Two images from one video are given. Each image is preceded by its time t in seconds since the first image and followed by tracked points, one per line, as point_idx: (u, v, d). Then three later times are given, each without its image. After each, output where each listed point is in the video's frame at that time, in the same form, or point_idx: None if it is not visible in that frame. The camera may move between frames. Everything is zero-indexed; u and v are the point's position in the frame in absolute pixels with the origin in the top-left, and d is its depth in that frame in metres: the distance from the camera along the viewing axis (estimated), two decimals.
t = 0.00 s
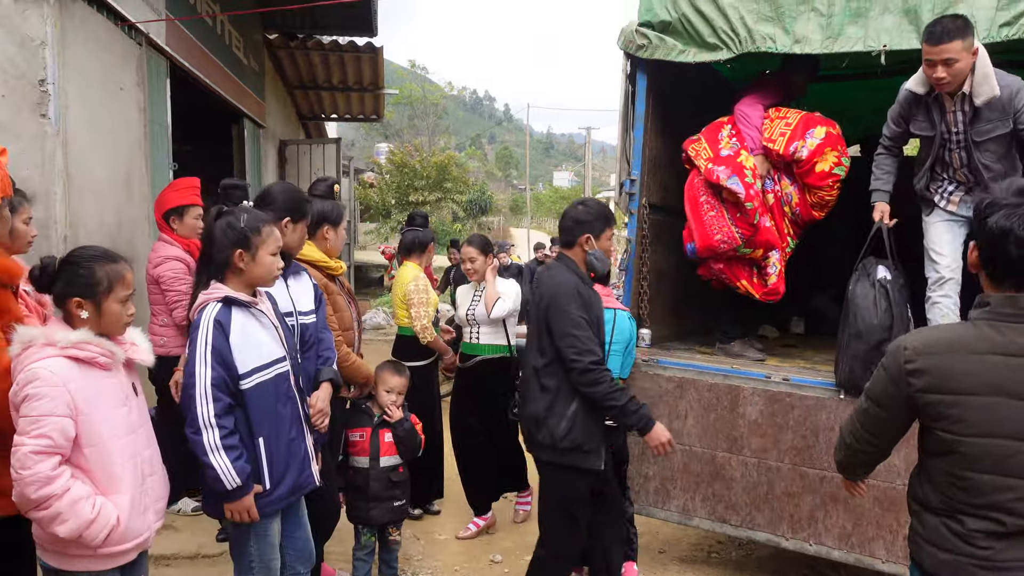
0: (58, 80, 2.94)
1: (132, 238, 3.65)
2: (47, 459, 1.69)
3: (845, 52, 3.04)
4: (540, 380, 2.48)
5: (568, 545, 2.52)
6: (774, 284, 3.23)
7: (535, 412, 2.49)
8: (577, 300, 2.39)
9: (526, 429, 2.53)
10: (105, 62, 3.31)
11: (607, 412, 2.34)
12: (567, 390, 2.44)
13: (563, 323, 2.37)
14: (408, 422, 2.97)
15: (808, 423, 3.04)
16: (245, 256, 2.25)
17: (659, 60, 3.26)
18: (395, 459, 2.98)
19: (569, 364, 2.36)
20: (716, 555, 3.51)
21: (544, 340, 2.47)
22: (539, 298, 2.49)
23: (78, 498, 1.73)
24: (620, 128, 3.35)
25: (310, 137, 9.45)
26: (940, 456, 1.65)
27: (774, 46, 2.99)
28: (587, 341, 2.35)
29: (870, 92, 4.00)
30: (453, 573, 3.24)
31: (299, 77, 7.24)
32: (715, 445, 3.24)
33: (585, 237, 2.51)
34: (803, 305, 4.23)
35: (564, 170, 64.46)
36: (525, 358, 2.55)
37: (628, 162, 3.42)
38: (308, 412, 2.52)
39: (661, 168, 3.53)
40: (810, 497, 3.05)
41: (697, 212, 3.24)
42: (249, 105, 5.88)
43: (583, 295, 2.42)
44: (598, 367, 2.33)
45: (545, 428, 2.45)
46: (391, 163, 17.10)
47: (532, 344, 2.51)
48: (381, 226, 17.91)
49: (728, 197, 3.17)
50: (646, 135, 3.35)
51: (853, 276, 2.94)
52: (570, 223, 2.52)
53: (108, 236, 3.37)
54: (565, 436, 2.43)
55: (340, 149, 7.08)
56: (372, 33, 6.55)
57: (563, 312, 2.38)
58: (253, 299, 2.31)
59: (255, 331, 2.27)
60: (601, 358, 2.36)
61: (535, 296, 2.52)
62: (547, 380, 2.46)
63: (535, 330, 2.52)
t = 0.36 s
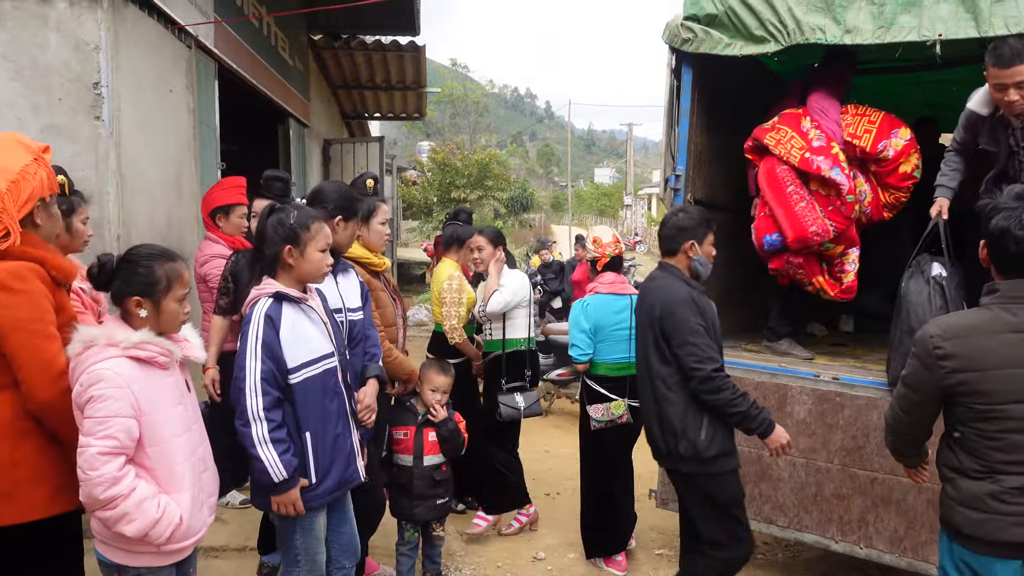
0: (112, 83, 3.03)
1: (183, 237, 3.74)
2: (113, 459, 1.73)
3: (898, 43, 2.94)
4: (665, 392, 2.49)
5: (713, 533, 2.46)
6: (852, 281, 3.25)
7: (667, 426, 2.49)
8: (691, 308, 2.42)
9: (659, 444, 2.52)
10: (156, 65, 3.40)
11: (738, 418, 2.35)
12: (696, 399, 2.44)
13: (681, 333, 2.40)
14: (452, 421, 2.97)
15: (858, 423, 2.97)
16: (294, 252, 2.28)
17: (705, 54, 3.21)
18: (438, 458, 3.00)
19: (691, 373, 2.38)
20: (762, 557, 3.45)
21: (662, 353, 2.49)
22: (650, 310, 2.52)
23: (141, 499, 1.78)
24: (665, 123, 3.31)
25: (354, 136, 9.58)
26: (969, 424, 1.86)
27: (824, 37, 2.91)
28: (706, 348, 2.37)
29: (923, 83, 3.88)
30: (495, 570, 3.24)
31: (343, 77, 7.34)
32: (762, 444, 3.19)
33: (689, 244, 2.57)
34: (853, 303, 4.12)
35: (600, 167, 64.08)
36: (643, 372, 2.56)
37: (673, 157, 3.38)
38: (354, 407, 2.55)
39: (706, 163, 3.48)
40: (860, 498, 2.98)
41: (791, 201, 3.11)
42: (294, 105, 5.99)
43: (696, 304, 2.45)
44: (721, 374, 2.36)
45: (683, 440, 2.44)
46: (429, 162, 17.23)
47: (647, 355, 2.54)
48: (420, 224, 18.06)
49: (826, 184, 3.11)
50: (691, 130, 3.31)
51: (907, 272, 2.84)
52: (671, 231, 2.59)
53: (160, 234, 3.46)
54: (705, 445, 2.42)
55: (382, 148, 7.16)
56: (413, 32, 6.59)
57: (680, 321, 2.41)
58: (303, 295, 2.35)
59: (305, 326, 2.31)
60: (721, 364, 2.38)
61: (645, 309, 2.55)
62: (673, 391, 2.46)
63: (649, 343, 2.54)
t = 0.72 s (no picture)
0: (146, 76, 3.07)
1: (213, 230, 3.78)
2: (158, 452, 1.76)
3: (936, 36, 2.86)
4: (747, 394, 2.47)
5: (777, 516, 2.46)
6: (922, 267, 3.21)
7: (746, 427, 2.47)
8: (783, 308, 2.41)
9: (737, 445, 2.49)
10: (188, 58, 3.44)
11: (820, 422, 2.36)
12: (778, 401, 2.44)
13: (771, 333, 2.38)
14: (476, 417, 2.98)
15: (890, 424, 2.92)
16: (325, 245, 2.29)
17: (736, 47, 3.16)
18: (462, 453, 3.01)
19: (779, 375, 2.36)
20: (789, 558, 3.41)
21: (745, 354, 2.47)
22: (737, 308, 2.49)
23: (182, 491, 1.80)
24: (695, 118, 3.28)
25: (381, 130, 9.63)
26: None
27: (859, 31, 2.85)
28: (794, 350, 2.36)
29: (960, 77, 3.79)
30: (519, 565, 3.24)
31: (371, 71, 7.38)
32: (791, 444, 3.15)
33: (774, 240, 2.54)
34: (884, 302, 4.05)
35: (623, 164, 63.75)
36: (723, 372, 2.54)
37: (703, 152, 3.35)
38: (381, 401, 2.55)
39: (736, 158, 3.45)
40: (890, 501, 2.93)
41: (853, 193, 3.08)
42: (323, 100, 6.03)
43: (786, 306, 2.44)
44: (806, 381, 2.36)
45: (766, 442, 2.43)
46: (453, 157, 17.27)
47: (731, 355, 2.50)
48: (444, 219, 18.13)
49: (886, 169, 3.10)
50: (722, 125, 3.27)
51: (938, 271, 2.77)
52: (752, 227, 2.57)
53: (191, 227, 3.51)
54: (787, 448, 2.42)
55: (409, 143, 7.17)
56: (442, 26, 6.59)
57: (771, 321, 2.39)
58: (333, 288, 2.37)
59: (333, 319, 2.32)
60: (805, 367, 2.38)
61: (730, 307, 2.52)
62: (755, 392, 2.45)
63: (731, 342, 2.51)
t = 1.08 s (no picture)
0: (164, 81, 3.08)
1: (228, 233, 3.80)
2: (210, 454, 1.77)
3: (955, 45, 2.84)
4: (825, 412, 2.48)
5: (844, 530, 2.49)
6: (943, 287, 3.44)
7: (822, 445, 2.48)
8: (866, 327, 2.41)
9: (811, 463, 2.50)
10: (206, 64, 3.46)
11: (899, 442, 2.37)
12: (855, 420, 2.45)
13: (853, 351, 2.39)
14: (488, 422, 2.97)
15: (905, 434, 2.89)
16: (343, 250, 2.30)
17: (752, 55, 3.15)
18: (474, 459, 3.00)
19: (860, 394, 2.37)
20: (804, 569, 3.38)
21: (824, 371, 2.48)
22: (817, 324, 2.49)
23: (228, 492, 1.82)
24: (710, 125, 3.27)
25: (396, 135, 9.66)
26: None
27: (876, 38, 2.83)
28: (876, 370, 2.37)
29: (980, 86, 3.75)
30: (530, 572, 3.23)
31: (386, 76, 7.41)
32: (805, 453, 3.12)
33: (853, 253, 2.56)
34: (901, 311, 4.01)
35: (633, 169, 63.67)
36: (802, 388, 2.55)
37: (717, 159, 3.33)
38: (395, 406, 2.55)
39: (752, 166, 3.43)
40: (905, 512, 2.89)
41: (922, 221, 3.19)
42: (339, 105, 6.06)
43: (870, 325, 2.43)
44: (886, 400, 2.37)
45: (842, 461, 2.43)
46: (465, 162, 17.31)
47: (812, 373, 2.51)
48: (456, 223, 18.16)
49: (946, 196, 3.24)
50: (737, 132, 3.26)
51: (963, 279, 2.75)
52: (829, 240, 2.57)
53: (207, 230, 3.52)
54: (864, 467, 2.43)
55: (423, 148, 7.19)
56: (458, 32, 6.60)
57: (853, 339, 2.40)
58: (348, 294, 2.37)
59: (349, 324, 2.32)
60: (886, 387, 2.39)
61: (809, 322, 2.53)
62: (833, 409, 2.46)
63: (810, 358, 2.52)
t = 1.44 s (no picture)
0: (163, 81, 3.07)
1: (226, 234, 3.79)
2: (237, 447, 1.79)
3: (953, 48, 2.86)
4: (842, 414, 2.50)
5: (857, 533, 2.49)
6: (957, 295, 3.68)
7: (838, 447, 2.49)
8: (885, 332, 2.40)
9: (825, 464, 2.52)
10: (206, 64, 3.45)
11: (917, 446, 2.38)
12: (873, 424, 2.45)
13: (872, 356, 2.39)
14: (487, 422, 2.98)
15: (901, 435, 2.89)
16: (346, 250, 2.30)
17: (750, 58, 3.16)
18: (471, 459, 2.99)
19: (878, 400, 2.37)
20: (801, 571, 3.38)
21: (843, 374, 2.49)
22: (838, 329, 2.50)
23: (248, 485, 1.84)
24: (708, 127, 3.28)
25: (393, 137, 9.66)
26: (989, 412, 2.06)
27: (875, 41, 2.85)
28: (896, 376, 2.36)
29: (976, 89, 3.78)
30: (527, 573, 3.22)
31: (384, 78, 7.42)
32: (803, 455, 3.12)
33: (875, 253, 2.56)
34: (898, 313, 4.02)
35: (628, 171, 63.80)
36: (820, 389, 2.58)
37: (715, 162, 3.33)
38: (394, 407, 2.54)
39: (749, 168, 3.44)
40: (901, 514, 2.89)
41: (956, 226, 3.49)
42: (337, 106, 6.06)
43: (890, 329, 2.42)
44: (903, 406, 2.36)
45: (858, 464, 2.45)
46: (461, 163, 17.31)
47: (833, 375, 2.53)
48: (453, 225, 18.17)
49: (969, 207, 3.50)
50: (735, 134, 3.27)
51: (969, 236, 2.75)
52: (850, 242, 2.56)
53: (204, 230, 3.51)
54: (879, 470, 2.44)
55: (421, 149, 7.19)
56: (455, 33, 6.62)
57: (871, 344, 2.40)
58: (349, 294, 2.36)
59: (349, 324, 2.32)
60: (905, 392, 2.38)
61: (831, 326, 2.53)
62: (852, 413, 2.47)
63: (832, 361, 2.53)
